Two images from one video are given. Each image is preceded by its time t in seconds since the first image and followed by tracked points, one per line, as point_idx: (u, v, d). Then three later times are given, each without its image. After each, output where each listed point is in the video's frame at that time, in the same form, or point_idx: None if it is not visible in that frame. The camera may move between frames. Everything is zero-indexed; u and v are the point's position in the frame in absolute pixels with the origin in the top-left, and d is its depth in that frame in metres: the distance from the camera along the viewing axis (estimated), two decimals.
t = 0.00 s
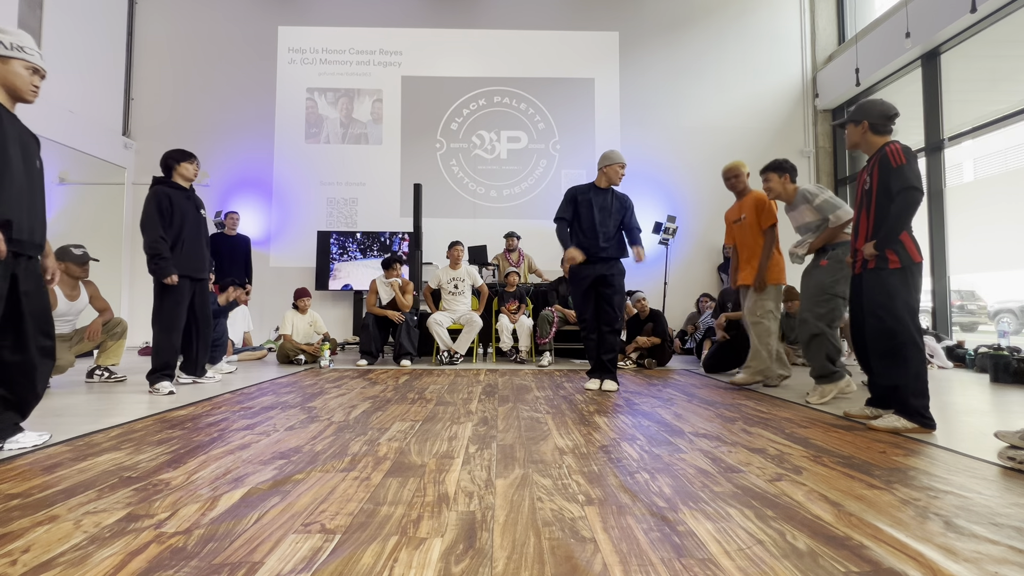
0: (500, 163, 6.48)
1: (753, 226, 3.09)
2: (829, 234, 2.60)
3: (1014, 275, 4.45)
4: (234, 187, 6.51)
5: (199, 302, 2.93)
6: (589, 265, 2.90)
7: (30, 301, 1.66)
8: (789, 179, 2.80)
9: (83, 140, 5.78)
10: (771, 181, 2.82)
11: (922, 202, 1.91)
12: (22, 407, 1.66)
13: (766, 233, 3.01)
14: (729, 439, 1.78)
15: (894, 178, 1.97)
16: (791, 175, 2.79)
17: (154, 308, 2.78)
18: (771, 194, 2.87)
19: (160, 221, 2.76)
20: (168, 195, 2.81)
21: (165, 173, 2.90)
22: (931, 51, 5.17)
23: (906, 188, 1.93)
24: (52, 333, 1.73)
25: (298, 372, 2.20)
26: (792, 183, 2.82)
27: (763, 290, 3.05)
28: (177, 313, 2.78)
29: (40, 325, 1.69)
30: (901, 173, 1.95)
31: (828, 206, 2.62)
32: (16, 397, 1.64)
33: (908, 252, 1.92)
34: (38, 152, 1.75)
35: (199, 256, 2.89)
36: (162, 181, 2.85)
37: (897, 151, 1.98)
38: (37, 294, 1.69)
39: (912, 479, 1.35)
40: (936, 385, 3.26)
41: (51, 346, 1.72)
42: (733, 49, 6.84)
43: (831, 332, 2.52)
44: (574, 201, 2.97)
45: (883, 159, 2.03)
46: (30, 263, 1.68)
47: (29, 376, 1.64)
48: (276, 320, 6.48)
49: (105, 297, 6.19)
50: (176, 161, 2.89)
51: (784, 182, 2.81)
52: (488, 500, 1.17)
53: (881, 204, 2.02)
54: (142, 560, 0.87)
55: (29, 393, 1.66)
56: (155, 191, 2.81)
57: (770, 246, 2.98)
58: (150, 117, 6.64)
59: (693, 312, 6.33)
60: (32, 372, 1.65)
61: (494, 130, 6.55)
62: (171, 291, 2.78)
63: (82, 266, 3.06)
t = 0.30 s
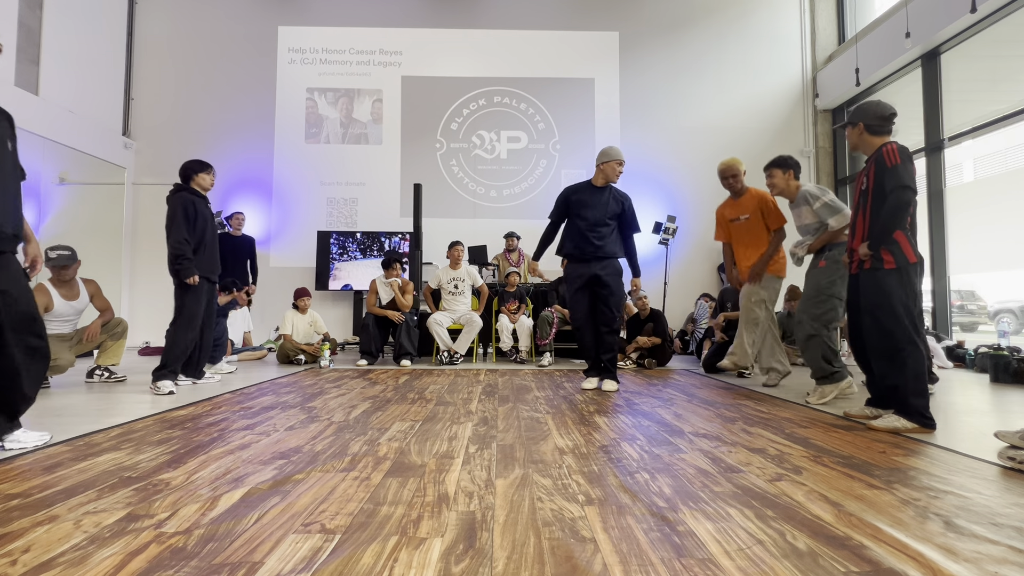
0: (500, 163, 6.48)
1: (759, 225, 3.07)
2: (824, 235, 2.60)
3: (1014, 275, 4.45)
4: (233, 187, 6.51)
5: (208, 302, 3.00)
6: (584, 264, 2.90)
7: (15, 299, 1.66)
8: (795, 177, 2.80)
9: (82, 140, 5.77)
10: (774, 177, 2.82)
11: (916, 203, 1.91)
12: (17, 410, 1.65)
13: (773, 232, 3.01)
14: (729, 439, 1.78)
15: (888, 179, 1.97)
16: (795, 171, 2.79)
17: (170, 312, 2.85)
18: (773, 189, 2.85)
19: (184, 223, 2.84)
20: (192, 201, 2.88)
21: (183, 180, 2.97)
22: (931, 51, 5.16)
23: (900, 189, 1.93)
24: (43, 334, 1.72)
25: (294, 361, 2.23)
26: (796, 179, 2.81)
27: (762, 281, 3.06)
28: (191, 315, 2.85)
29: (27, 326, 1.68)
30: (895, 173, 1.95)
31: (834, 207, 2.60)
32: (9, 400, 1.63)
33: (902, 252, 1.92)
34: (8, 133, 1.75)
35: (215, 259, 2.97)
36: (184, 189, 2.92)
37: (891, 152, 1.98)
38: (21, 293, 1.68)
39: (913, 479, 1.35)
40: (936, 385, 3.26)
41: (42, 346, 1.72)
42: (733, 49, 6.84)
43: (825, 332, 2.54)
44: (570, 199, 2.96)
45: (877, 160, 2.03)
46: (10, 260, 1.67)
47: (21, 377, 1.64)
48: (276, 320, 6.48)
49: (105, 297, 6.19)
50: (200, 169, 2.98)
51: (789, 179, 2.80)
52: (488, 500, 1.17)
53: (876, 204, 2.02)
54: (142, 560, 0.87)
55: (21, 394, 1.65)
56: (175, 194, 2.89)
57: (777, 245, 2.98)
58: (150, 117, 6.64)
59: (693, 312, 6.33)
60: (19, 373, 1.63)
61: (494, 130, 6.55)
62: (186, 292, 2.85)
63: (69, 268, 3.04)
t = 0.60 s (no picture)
0: (500, 163, 6.48)
1: (747, 247, 3.06)
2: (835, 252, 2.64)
3: (1014, 275, 4.45)
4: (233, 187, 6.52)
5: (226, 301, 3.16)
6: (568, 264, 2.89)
7: None
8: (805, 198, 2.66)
9: (82, 140, 5.77)
10: (781, 190, 2.67)
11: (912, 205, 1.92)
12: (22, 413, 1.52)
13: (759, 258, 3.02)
14: (729, 439, 1.79)
15: (883, 181, 1.98)
16: (803, 181, 2.65)
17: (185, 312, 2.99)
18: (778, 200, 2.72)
19: (204, 224, 3.03)
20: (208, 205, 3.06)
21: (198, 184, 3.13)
22: (931, 51, 5.16)
23: (897, 191, 1.94)
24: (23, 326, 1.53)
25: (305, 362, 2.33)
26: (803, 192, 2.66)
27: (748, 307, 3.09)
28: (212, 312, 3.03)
29: (13, 322, 1.51)
30: (891, 176, 1.96)
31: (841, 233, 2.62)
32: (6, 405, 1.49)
33: (902, 254, 1.93)
34: None
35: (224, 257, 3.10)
36: (200, 192, 3.09)
37: (886, 156, 2.00)
38: None
39: (912, 479, 1.35)
40: (936, 385, 3.26)
41: (33, 342, 1.55)
42: (733, 49, 6.84)
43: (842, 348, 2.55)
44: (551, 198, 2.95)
45: (872, 164, 2.04)
46: None
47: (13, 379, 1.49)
48: (277, 320, 6.48)
49: (106, 296, 6.20)
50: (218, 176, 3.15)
51: (795, 191, 2.66)
52: (488, 500, 1.17)
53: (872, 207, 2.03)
54: (142, 560, 0.87)
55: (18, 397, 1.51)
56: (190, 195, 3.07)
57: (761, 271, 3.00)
58: (150, 117, 6.64)
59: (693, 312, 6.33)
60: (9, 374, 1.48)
61: (494, 130, 6.55)
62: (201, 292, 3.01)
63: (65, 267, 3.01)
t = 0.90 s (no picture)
0: (500, 163, 6.49)
1: (740, 228, 3.06)
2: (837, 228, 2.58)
3: (1015, 275, 4.45)
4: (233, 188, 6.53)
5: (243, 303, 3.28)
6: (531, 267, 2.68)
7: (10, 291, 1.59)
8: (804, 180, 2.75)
9: (82, 140, 5.77)
10: (778, 175, 2.77)
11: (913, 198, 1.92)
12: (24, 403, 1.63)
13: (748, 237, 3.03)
14: (729, 439, 1.79)
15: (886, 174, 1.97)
16: (800, 167, 2.74)
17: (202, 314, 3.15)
18: (776, 186, 2.82)
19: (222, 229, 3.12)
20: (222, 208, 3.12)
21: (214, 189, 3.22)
22: (931, 51, 5.16)
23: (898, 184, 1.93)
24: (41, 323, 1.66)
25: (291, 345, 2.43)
26: (801, 176, 2.77)
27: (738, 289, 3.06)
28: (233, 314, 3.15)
29: (24, 320, 1.61)
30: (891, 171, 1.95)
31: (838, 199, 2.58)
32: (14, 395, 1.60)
33: (910, 247, 1.92)
34: None
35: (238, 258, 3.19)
36: (217, 196, 3.18)
37: (891, 147, 1.99)
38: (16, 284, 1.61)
39: (912, 479, 1.35)
40: (936, 385, 3.26)
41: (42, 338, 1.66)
42: (734, 49, 6.84)
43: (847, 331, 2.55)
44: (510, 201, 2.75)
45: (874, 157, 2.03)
46: None
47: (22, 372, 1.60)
48: (277, 320, 6.48)
49: (106, 296, 6.20)
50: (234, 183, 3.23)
51: (792, 176, 2.76)
52: (488, 501, 1.17)
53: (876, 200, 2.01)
54: (142, 560, 0.87)
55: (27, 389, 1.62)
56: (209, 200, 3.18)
57: (749, 252, 2.99)
58: (150, 118, 6.64)
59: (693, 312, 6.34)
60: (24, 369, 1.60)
61: (494, 130, 6.55)
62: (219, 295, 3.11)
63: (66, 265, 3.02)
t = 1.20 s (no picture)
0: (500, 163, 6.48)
1: (737, 241, 3.08)
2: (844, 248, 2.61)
3: (1015, 275, 4.45)
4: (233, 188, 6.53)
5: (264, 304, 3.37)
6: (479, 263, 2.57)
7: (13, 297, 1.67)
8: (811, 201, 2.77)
9: (83, 140, 5.77)
10: (790, 194, 2.77)
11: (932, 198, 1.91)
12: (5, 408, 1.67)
13: (743, 252, 3.04)
14: (729, 439, 1.79)
15: (903, 174, 1.95)
16: (812, 188, 2.75)
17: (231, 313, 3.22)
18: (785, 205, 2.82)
19: (246, 233, 3.20)
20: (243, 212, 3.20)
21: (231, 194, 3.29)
22: (931, 51, 5.16)
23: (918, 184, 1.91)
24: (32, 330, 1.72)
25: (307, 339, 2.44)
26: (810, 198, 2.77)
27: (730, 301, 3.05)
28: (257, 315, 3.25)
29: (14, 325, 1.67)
30: (910, 172, 1.93)
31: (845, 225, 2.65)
32: None
33: (925, 248, 1.92)
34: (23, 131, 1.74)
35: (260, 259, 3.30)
36: (237, 200, 3.26)
37: (905, 149, 1.98)
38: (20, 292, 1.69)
39: (912, 479, 1.35)
40: (936, 385, 3.26)
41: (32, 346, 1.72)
42: (734, 49, 6.84)
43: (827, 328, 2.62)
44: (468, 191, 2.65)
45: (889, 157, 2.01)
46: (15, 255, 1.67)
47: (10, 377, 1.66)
48: (276, 319, 6.48)
49: (106, 296, 6.20)
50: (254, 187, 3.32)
51: (803, 196, 2.76)
52: (488, 500, 1.17)
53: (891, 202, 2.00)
54: (142, 560, 0.87)
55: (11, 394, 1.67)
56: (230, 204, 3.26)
57: (743, 266, 3.00)
58: (149, 118, 6.64)
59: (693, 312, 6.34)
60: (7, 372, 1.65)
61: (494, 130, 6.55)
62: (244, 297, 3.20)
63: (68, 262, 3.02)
